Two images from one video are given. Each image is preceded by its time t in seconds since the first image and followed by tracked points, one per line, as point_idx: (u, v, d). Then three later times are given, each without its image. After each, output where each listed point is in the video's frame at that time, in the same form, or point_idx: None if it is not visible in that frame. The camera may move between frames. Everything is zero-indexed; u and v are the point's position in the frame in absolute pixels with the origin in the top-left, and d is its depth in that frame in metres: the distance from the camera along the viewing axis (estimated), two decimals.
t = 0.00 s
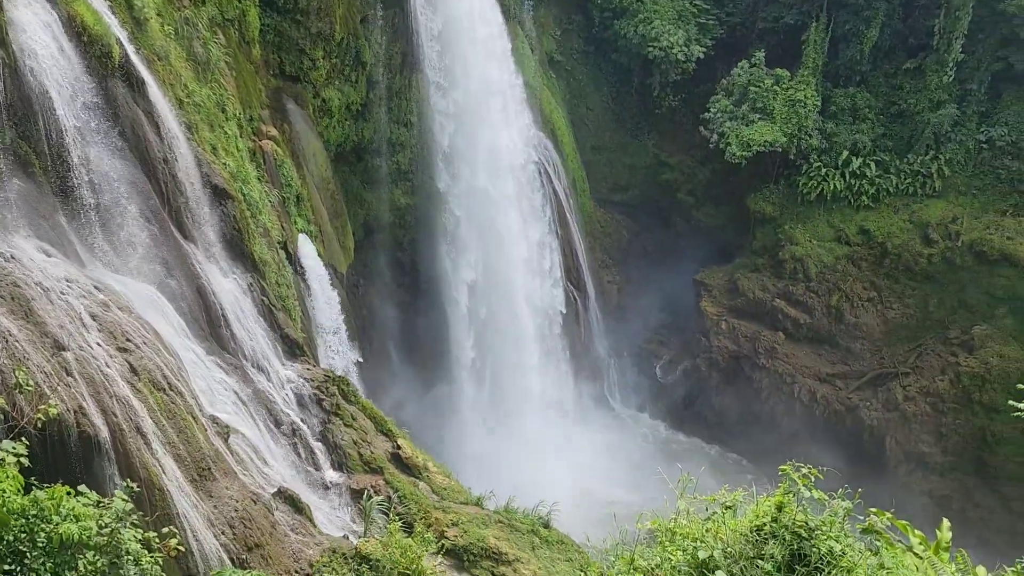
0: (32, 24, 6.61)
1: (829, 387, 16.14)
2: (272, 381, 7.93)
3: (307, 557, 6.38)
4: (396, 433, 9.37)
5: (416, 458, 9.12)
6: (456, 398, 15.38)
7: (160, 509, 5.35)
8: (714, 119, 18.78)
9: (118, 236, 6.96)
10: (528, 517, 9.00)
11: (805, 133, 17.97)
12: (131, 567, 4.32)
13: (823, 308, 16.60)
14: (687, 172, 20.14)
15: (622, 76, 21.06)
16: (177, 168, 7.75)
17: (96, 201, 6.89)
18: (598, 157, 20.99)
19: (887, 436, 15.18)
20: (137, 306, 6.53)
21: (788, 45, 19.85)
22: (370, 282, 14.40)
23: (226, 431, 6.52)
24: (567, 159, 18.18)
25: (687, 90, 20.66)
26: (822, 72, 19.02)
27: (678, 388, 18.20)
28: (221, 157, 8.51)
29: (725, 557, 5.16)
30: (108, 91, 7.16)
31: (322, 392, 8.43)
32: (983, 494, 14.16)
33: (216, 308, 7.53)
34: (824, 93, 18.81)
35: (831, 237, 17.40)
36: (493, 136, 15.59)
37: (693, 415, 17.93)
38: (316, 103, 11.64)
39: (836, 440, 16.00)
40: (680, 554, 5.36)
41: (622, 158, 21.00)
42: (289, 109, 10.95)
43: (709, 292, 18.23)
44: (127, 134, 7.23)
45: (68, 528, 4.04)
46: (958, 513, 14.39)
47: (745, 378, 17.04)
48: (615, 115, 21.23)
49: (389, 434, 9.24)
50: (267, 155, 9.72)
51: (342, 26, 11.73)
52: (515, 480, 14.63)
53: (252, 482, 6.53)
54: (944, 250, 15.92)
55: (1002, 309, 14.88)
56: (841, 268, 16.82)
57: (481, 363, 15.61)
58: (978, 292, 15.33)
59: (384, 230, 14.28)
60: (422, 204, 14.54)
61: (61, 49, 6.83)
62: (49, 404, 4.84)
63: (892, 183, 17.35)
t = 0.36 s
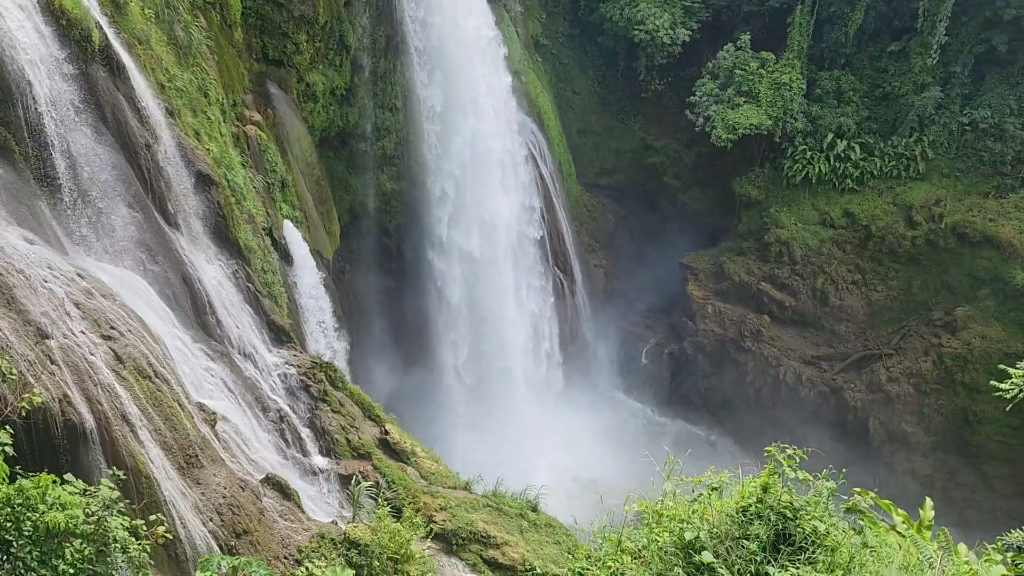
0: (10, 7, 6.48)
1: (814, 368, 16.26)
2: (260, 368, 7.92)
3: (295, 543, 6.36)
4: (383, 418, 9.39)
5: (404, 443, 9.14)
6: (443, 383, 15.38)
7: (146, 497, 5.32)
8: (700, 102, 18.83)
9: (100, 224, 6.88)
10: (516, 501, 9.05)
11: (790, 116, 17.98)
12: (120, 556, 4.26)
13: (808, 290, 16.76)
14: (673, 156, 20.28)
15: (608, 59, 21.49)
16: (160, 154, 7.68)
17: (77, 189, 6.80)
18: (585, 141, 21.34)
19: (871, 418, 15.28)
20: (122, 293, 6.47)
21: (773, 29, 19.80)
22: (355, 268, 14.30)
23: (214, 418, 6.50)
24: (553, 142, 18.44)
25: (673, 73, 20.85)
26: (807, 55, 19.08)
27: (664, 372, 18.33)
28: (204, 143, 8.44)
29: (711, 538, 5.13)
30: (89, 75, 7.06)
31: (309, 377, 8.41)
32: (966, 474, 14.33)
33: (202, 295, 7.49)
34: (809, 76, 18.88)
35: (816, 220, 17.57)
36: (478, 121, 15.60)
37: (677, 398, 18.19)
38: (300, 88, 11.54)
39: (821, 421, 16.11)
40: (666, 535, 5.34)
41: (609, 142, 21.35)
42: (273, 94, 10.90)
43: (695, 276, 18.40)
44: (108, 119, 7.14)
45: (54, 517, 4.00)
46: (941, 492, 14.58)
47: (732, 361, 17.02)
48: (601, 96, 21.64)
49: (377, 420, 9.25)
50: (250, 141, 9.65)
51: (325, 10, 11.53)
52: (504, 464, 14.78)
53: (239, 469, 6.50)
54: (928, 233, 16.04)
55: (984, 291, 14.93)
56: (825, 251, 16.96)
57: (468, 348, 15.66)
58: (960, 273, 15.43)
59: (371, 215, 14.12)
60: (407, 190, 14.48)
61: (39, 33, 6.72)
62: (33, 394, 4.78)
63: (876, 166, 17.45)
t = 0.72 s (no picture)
0: None
1: (800, 356, 16.36)
2: (246, 362, 7.89)
3: (284, 537, 6.33)
4: (372, 411, 9.41)
5: (393, 436, 9.15)
6: (433, 376, 15.28)
7: (134, 494, 5.28)
8: (685, 92, 18.83)
9: (84, 219, 6.83)
10: (506, 492, 9.05)
11: (774, 105, 18.11)
12: (108, 553, 4.28)
13: (794, 278, 16.92)
14: (659, 146, 20.34)
15: (593, 50, 21.54)
16: (144, 148, 7.62)
17: (60, 185, 6.73)
18: (571, 131, 21.39)
19: (857, 404, 15.40)
20: (106, 289, 6.41)
21: (758, 17, 19.81)
22: (342, 262, 14.17)
23: (201, 413, 6.47)
24: (539, 132, 18.73)
25: (658, 63, 20.89)
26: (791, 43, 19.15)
27: (652, 361, 18.51)
28: (188, 136, 8.39)
29: (699, 525, 5.17)
30: (69, 69, 6.98)
31: (297, 371, 8.42)
32: (951, 459, 14.38)
33: (187, 289, 7.43)
34: (793, 65, 18.98)
35: (801, 208, 17.74)
36: (463, 116, 15.72)
37: (665, 387, 18.35)
38: (284, 80, 11.47)
39: (808, 407, 16.15)
40: (655, 523, 5.37)
41: (594, 132, 21.41)
42: (257, 87, 10.83)
43: (683, 266, 18.51)
44: (90, 114, 7.08)
45: (41, 514, 3.98)
46: (927, 476, 14.61)
47: (719, 348, 17.20)
48: (585, 86, 21.74)
49: (366, 412, 9.26)
50: (235, 134, 9.59)
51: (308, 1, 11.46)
52: (491, 455, 14.87)
53: (228, 464, 6.47)
54: (912, 220, 16.15)
55: (967, 277, 15.01)
56: (811, 239, 17.13)
57: (457, 341, 15.62)
58: (943, 260, 15.52)
59: (357, 208, 14.08)
60: (393, 182, 14.44)
61: (19, 26, 6.62)
62: (18, 391, 4.71)
63: (860, 154, 17.60)
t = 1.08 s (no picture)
0: None
1: (783, 345, 16.43)
2: (229, 361, 7.84)
3: (271, 536, 6.32)
4: (357, 408, 9.37)
5: (378, 432, 9.13)
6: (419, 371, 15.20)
7: (118, 494, 5.21)
8: (664, 84, 18.90)
9: (61, 220, 6.72)
10: (493, 486, 9.08)
11: (754, 96, 18.19)
12: (93, 555, 4.23)
13: (775, 269, 17.00)
14: (640, 138, 20.37)
15: (573, 44, 21.76)
16: (121, 147, 7.54)
17: (36, 186, 6.60)
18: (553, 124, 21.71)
19: (840, 392, 15.55)
20: (84, 290, 6.34)
21: (736, 8, 19.80)
22: (324, 260, 14.02)
23: (185, 414, 6.43)
24: (521, 126, 18.86)
25: (637, 56, 21.06)
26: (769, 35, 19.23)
27: (637, 354, 18.51)
28: (166, 135, 8.33)
29: (684, 516, 5.19)
30: (43, 68, 6.88)
31: (280, 369, 8.38)
32: (932, 444, 14.59)
33: (168, 289, 7.37)
34: (772, 56, 19.06)
35: (781, 198, 17.79)
36: (444, 110, 15.69)
37: (649, 378, 18.44)
38: (262, 78, 11.41)
39: (791, 397, 16.25)
40: (641, 514, 5.37)
41: (575, 125, 21.65)
42: (235, 84, 10.74)
43: (665, 257, 18.55)
44: (65, 113, 6.99)
45: (24, 518, 3.94)
46: (908, 462, 14.82)
47: (702, 339, 17.23)
48: (566, 79, 21.98)
49: (351, 409, 9.24)
50: (213, 131, 9.54)
51: None
52: (476, 450, 14.87)
53: (212, 463, 6.42)
54: (891, 209, 16.25)
55: (946, 265, 15.24)
56: (791, 230, 17.21)
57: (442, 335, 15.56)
58: (922, 248, 15.71)
59: (338, 204, 13.99)
60: (374, 177, 14.36)
61: None
62: None
63: (839, 143, 17.68)
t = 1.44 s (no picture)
0: None
1: (761, 337, 16.50)
2: (207, 364, 7.78)
3: (252, 539, 6.25)
4: (336, 408, 9.33)
5: (359, 432, 9.08)
6: (402, 371, 15.20)
7: (96, 501, 5.06)
8: (639, 79, 19.01)
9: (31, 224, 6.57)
10: (476, 483, 9.08)
11: (727, 89, 18.33)
12: (71, 563, 4.17)
13: (751, 261, 17.17)
14: (616, 132, 20.84)
15: (547, 41, 22.26)
16: (91, 149, 7.44)
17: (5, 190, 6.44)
18: (528, 119, 21.92)
19: (817, 381, 15.56)
20: (58, 295, 6.26)
21: (709, 2, 19.94)
22: (302, 260, 13.89)
23: (162, 418, 6.36)
24: (496, 123, 19.12)
25: (611, 51, 21.35)
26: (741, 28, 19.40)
27: (617, 347, 18.57)
28: (137, 136, 8.24)
29: (665, 508, 5.16)
30: (10, 70, 6.70)
31: (259, 371, 8.35)
32: (908, 430, 14.75)
33: (143, 292, 7.28)
34: (744, 49, 19.26)
35: (756, 190, 18.04)
36: (420, 111, 15.67)
37: (628, 373, 18.42)
38: (234, 77, 11.31)
39: (772, 387, 16.16)
40: (622, 508, 5.37)
41: (551, 121, 22.01)
42: (206, 84, 10.63)
43: (642, 251, 18.65)
44: (34, 115, 6.84)
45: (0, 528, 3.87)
46: (885, 449, 14.95)
47: (681, 332, 17.29)
48: (541, 76, 22.40)
49: (330, 409, 9.19)
50: (186, 133, 9.47)
51: None
52: (458, 448, 14.87)
53: (192, 468, 6.37)
54: (864, 199, 16.49)
55: (919, 254, 15.38)
56: (767, 222, 17.43)
57: (423, 333, 15.58)
58: (895, 238, 15.90)
59: (315, 203, 13.87)
60: (352, 177, 14.27)
61: None
62: None
63: (812, 135, 17.91)
